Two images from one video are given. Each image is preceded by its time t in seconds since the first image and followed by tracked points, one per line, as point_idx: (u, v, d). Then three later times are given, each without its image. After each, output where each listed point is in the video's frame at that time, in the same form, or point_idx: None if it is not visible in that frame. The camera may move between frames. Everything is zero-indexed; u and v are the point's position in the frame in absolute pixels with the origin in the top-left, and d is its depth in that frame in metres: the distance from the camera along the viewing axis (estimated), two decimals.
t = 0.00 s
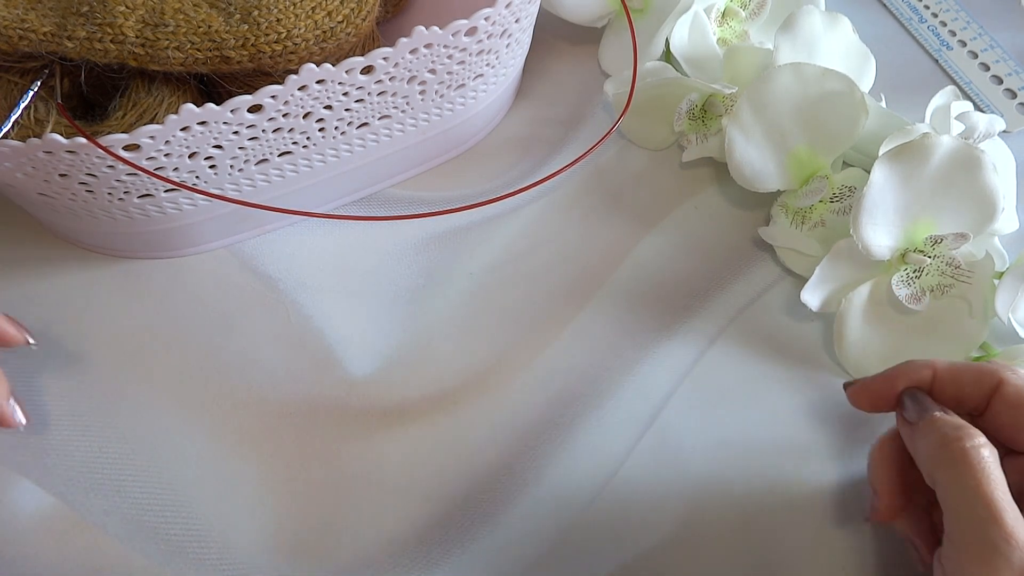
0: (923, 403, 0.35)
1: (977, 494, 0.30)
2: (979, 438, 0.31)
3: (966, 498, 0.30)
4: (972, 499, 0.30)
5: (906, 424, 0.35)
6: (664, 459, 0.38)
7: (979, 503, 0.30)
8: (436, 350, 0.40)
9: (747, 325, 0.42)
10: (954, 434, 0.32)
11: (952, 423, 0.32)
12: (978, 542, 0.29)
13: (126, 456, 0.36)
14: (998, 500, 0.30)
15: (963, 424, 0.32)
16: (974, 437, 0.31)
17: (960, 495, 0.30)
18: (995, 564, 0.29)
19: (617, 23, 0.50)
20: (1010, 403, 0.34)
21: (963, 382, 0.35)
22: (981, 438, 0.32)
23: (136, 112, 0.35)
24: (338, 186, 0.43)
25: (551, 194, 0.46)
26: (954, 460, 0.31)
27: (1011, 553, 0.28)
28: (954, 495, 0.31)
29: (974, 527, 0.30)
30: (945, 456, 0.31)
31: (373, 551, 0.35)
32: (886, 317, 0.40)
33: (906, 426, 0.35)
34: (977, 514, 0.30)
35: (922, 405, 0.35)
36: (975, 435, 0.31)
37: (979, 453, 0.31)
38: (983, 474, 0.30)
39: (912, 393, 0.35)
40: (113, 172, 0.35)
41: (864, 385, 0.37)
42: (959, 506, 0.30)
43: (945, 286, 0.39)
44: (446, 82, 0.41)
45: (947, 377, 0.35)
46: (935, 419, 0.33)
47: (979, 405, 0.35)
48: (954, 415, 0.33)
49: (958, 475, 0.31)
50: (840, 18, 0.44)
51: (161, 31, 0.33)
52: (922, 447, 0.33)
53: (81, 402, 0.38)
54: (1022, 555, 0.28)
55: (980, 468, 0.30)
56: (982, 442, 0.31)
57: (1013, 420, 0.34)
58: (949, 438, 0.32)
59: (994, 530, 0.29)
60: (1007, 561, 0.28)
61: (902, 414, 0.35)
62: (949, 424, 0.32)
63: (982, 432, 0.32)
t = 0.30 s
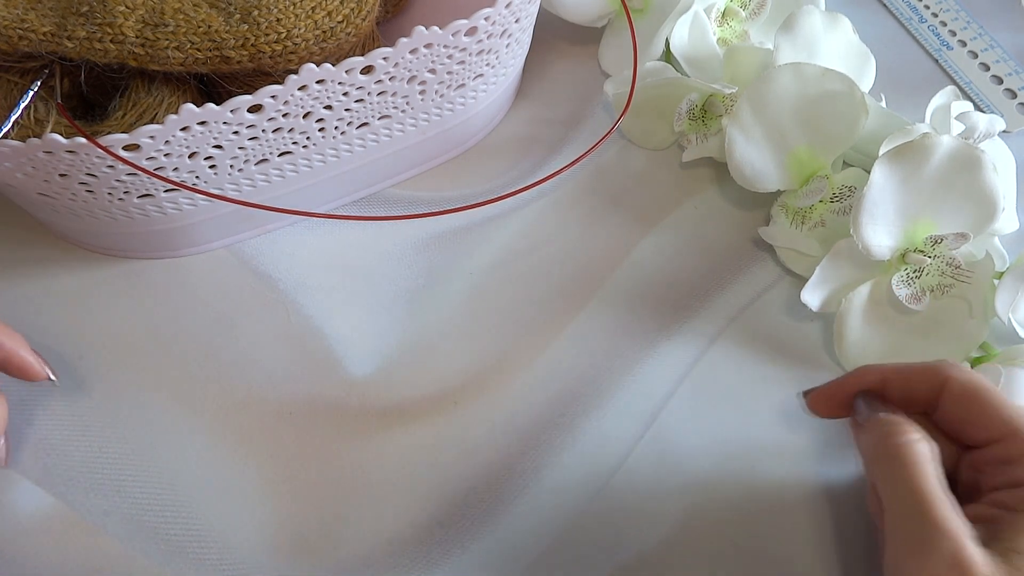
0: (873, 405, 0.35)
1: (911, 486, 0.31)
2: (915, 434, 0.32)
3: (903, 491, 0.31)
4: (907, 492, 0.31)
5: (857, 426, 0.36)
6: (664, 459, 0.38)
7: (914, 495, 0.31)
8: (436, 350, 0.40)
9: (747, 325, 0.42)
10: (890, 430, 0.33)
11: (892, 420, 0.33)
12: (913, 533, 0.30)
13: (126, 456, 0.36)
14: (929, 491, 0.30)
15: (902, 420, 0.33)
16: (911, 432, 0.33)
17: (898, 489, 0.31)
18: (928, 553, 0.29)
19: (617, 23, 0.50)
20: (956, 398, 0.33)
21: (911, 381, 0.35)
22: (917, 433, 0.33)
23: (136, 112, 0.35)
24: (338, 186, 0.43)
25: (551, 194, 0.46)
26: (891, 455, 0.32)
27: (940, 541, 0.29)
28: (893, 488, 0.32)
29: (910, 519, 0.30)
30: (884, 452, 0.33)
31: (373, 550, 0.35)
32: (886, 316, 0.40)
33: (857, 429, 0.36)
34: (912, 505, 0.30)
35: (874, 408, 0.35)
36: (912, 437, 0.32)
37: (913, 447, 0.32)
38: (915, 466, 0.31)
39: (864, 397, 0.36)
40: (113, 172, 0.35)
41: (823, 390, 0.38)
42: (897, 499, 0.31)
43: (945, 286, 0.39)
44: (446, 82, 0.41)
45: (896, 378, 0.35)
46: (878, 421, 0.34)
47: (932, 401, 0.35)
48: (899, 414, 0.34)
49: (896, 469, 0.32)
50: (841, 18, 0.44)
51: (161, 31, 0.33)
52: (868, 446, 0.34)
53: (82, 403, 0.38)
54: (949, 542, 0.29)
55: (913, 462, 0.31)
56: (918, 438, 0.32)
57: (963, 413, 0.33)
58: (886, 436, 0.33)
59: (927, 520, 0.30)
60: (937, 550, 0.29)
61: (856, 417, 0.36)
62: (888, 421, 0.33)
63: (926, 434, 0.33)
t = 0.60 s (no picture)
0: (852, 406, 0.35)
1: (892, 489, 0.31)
2: (895, 434, 0.32)
3: (885, 494, 0.31)
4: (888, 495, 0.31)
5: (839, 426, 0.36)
6: (664, 459, 0.38)
7: (896, 498, 0.31)
8: (436, 350, 0.40)
9: (747, 325, 0.42)
10: (870, 433, 0.33)
11: (871, 421, 0.33)
12: (897, 535, 0.31)
13: (126, 457, 0.36)
14: (909, 493, 0.31)
15: (882, 421, 0.33)
16: (891, 433, 0.32)
17: (881, 492, 0.32)
18: (912, 555, 0.30)
19: (617, 23, 0.50)
20: (938, 398, 0.34)
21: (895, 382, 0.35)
22: (897, 434, 0.33)
23: (136, 112, 0.35)
24: (338, 186, 0.43)
25: (550, 194, 0.46)
26: (871, 459, 0.32)
27: (924, 542, 0.30)
28: (875, 492, 0.32)
29: (893, 521, 0.31)
30: (864, 455, 0.33)
31: (373, 550, 0.35)
32: (886, 317, 0.40)
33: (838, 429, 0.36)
34: (895, 508, 0.31)
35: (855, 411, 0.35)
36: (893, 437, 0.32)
37: (892, 450, 0.32)
38: (895, 469, 0.31)
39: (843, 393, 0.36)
40: (113, 172, 0.35)
41: (809, 392, 0.37)
42: (880, 502, 0.32)
43: (945, 286, 0.39)
44: (446, 82, 0.41)
45: (880, 379, 0.35)
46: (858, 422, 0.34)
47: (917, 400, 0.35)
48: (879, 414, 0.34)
49: (877, 473, 0.32)
50: (840, 18, 0.44)
51: (161, 31, 0.33)
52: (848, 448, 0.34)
53: (82, 403, 0.37)
54: (933, 543, 0.29)
55: (894, 465, 0.31)
56: (898, 439, 0.32)
57: (946, 413, 0.34)
58: (865, 439, 0.33)
59: (909, 521, 0.30)
60: (921, 551, 0.30)
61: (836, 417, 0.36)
62: (868, 422, 0.33)
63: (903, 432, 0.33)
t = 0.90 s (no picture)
0: (853, 397, 0.35)
1: (898, 493, 0.31)
2: (900, 437, 0.32)
3: (890, 497, 0.31)
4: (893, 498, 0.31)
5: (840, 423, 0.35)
6: (664, 459, 0.38)
7: (901, 502, 0.31)
8: (436, 350, 0.40)
9: (747, 325, 0.42)
10: (874, 434, 0.33)
11: (876, 421, 0.33)
12: (904, 539, 0.30)
13: (126, 457, 0.36)
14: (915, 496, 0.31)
15: (887, 423, 0.33)
16: (896, 436, 0.32)
17: (886, 496, 0.31)
18: (917, 559, 0.30)
19: (617, 23, 0.50)
20: (945, 400, 0.34)
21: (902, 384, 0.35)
22: (902, 437, 0.32)
23: (135, 112, 0.35)
24: (338, 186, 0.43)
25: (550, 194, 0.46)
26: (876, 462, 0.32)
27: (929, 546, 0.29)
28: (880, 495, 0.32)
29: (898, 525, 0.31)
30: (869, 458, 0.33)
31: (373, 550, 0.35)
32: (886, 317, 0.40)
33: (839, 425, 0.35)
34: (900, 512, 0.31)
35: (855, 405, 0.35)
36: (897, 439, 0.32)
37: (897, 453, 0.32)
38: (900, 473, 0.31)
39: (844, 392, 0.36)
40: (113, 172, 0.35)
41: (812, 394, 0.37)
42: (886, 504, 0.31)
43: (945, 286, 0.39)
44: (446, 82, 0.41)
45: (887, 380, 0.35)
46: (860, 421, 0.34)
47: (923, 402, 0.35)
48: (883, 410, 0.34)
49: (883, 476, 0.32)
50: (841, 18, 0.44)
51: (161, 31, 0.33)
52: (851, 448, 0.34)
53: (81, 403, 0.37)
54: (939, 547, 0.29)
55: (899, 468, 0.31)
56: (903, 441, 0.32)
57: (954, 416, 0.34)
58: (869, 441, 0.33)
59: (915, 525, 0.30)
60: (927, 555, 0.29)
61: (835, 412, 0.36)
62: (872, 423, 0.33)
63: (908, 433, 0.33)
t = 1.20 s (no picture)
0: (895, 397, 0.35)
1: (948, 498, 0.30)
2: (949, 444, 0.32)
3: (938, 503, 0.31)
4: (942, 503, 0.30)
5: (878, 423, 0.35)
6: (663, 459, 0.38)
7: (950, 508, 0.30)
8: (435, 350, 0.40)
9: (747, 325, 0.42)
10: (924, 440, 0.32)
11: (924, 426, 0.33)
12: (949, 544, 0.30)
13: (126, 457, 0.36)
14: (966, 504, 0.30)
15: (936, 429, 0.33)
16: (945, 442, 0.32)
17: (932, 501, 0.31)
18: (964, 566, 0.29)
19: (617, 23, 0.50)
20: (983, 407, 0.34)
21: (938, 389, 0.35)
22: (951, 444, 0.32)
23: (136, 112, 0.35)
24: (338, 186, 0.43)
25: (550, 194, 0.46)
26: (925, 466, 0.32)
27: (979, 552, 0.29)
28: (925, 500, 0.31)
29: (944, 531, 0.30)
30: (916, 462, 0.32)
31: (372, 550, 0.35)
32: (885, 316, 0.40)
33: (876, 424, 0.35)
34: (948, 519, 0.30)
35: (893, 401, 0.34)
36: (947, 445, 0.32)
37: (948, 460, 0.31)
38: (951, 480, 0.31)
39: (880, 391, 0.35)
40: (113, 172, 0.35)
41: (841, 395, 0.38)
42: (932, 508, 0.31)
43: (945, 286, 0.39)
44: (446, 82, 0.41)
45: (922, 384, 0.36)
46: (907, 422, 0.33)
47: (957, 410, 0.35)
48: (928, 413, 0.34)
49: (931, 480, 0.31)
50: (840, 18, 0.44)
51: (161, 31, 0.33)
52: (895, 451, 0.33)
53: (80, 404, 0.37)
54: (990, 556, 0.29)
55: (951, 475, 0.31)
56: (953, 449, 0.32)
57: (993, 424, 0.34)
58: (917, 446, 0.32)
59: (964, 532, 0.30)
60: (976, 563, 0.29)
61: (872, 411, 0.35)
62: (921, 427, 0.33)
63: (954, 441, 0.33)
